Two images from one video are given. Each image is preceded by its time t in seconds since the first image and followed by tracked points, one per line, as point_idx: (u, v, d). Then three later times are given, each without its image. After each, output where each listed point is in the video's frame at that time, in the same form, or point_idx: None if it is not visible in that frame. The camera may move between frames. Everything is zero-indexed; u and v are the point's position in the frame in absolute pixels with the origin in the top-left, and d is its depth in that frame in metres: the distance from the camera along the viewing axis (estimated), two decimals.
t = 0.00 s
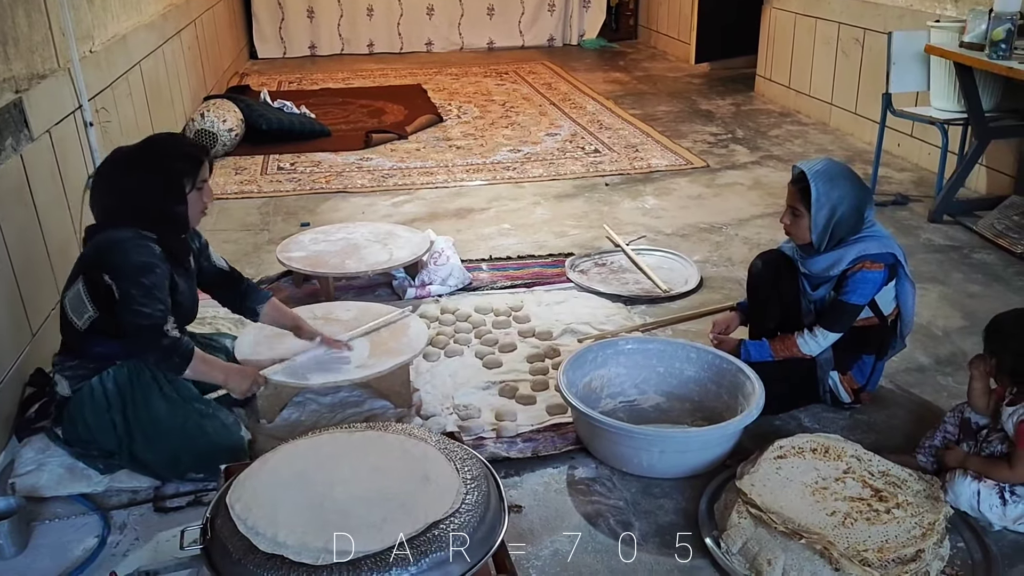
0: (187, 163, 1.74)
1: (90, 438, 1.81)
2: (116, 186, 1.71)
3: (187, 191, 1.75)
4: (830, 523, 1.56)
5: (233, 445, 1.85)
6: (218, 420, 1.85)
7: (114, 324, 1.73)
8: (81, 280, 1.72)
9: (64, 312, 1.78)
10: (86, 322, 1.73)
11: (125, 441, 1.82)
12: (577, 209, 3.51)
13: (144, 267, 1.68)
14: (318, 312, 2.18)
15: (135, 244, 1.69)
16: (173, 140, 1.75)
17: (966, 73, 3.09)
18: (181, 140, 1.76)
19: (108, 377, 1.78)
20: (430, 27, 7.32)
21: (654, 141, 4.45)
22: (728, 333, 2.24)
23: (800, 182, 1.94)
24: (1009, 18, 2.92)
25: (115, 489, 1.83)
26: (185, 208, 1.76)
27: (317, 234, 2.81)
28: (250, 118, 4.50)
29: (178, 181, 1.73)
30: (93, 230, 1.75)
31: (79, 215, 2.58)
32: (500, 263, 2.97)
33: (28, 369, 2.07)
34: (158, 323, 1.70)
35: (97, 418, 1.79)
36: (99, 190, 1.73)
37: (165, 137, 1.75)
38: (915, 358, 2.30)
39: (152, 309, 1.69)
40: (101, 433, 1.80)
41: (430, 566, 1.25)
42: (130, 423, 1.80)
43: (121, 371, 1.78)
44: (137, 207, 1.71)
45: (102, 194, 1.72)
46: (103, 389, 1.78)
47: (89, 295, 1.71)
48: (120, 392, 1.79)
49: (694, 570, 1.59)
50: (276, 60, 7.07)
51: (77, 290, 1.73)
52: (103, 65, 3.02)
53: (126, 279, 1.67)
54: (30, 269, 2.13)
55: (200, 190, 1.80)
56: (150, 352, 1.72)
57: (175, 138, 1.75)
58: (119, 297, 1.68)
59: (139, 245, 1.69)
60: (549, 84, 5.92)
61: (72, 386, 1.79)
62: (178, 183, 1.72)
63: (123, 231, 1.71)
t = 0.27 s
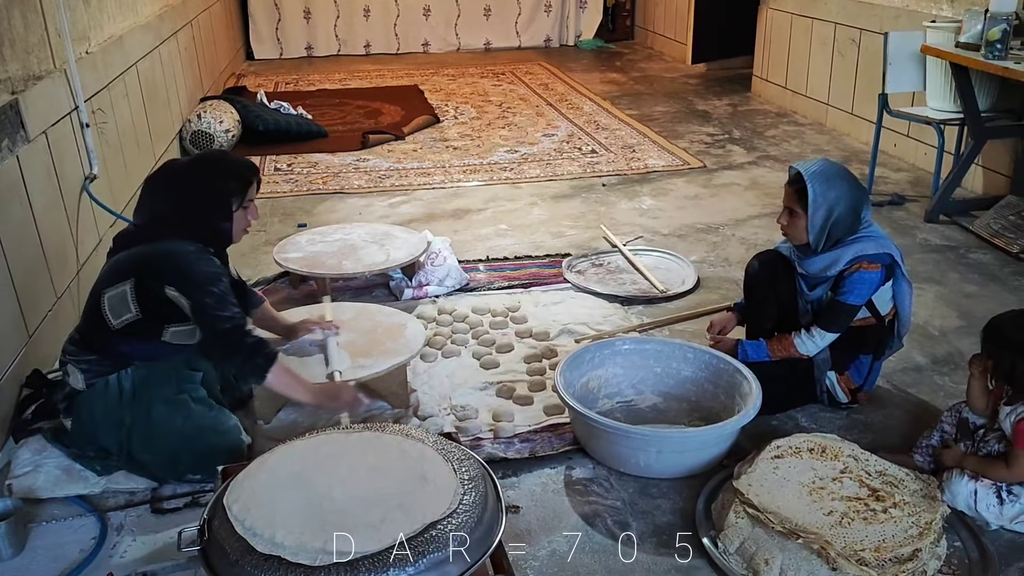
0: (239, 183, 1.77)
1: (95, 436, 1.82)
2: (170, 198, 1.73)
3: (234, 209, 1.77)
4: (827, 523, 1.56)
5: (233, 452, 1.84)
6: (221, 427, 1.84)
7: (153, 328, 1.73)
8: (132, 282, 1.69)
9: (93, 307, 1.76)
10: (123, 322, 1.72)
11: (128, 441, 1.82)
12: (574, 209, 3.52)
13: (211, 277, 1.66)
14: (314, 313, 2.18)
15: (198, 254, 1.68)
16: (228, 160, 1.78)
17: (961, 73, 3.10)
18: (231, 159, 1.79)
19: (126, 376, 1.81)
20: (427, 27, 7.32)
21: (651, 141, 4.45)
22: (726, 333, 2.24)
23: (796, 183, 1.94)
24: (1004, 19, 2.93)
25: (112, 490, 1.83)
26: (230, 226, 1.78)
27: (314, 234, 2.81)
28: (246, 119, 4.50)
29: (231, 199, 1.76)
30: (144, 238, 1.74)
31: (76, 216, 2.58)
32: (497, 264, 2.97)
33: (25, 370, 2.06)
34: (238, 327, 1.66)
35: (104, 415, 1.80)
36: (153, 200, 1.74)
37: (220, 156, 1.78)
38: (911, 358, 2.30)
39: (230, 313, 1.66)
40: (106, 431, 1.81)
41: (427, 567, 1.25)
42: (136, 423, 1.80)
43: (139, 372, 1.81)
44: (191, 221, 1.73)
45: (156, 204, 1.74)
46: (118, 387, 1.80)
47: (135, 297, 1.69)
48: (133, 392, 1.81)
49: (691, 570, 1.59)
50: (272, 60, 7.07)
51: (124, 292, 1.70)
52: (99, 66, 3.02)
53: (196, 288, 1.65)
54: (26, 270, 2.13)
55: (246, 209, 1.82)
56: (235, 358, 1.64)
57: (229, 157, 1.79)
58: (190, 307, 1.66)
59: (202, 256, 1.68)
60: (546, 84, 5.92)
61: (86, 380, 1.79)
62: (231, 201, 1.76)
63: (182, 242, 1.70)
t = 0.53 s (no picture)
0: (251, 188, 1.81)
1: (98, 438, 1.81)
2: (186, 201, 1.75)
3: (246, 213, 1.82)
4: (825, 524, 1.56)
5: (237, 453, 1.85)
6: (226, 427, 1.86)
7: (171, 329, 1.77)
8: (151, 286, 1.71)
9: (101, 308, 1.74)
10: (138, 324, 1.74)
11: (132, 443, 1.82)
12: (572, 211, 3.52)
13: (237, 277, 1.73)
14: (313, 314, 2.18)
15: (221, 257, 1.74)
16: (239, 163, 1.81)
17: (958, 74, 3.10)
18: (241, 163, 1.82)
19: (132, 378, 1.81)
20: (425, 29, 7.32)
21: (648, 143, 4.46)
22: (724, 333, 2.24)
23: (793, 186, 1.95)
24: (1001, 20, 2.94)
25: (110, 493, 1.82)
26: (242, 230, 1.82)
27: (312, 236, 2.81)
28: (244, 121, 4.50)
29: (243, 204, 1.80)
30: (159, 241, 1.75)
31: (74, 218, 2.57)
32: (495, 266, 2.97)
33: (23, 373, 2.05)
34: (275, 314, 1.77)
35: (109, 417, 1.80)
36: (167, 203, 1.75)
37: (231, 160, 1.81)
38: (909, 359, 2.31)
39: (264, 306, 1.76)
40: (110, 432, 1.81)
41: (426, 569, 1.25)
42: (142, 424, 1.81)
43: (145, 374, 1.82)
44: (206, 224, 1.76)
45: (172, 207, 1.75)
46: (124, 389, 1.81)
47: (154, 300, 1.72)
48: (140, 393, 1.82)
49: (690, 571, 1.59)
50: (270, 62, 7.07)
51: (142, 295, 1.71)
52: (97, 68, 3.02)
53: (227, 286, 1.72)
54: (24, 272, 2.13)
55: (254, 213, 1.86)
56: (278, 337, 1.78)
57: (240, 162, 1.82)
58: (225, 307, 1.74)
59: (226, 259, 1.74)
60: (543, 86, 5.93)
61: (92, 381, 1.79)
62: (244, 205, 1.80)
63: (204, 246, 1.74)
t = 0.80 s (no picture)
0: (211, 177, 1.79)
1: (94, 442, 1.79)
2: (140, 194, 1.75)
3: (204, 204, 1.79)
4: (824, 525, 1.56)
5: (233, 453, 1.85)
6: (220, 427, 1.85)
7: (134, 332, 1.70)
8: (106, 288, 1.67)
9: (75, 316, 1.73)
10: (104, 329, 1.70)
11: (128, 446, 1.80)
12: (570, 212, 3.52)
13: (176, 272, 1.68)
14: (311, 315, 2.18)
15: (166, 249, 1.70)
16: (198, 154, 1.80)
17: (956, 75, 3.11)
18: (202, 154, 1.80)
19: (117, 383, 1.77)
20: (423, 30, 7.32)
21: (647, 144, 4.46)
22: (721, 334, 2.24)
23: (790, 188, 1.95)
24: (999, 21, 2.94)
25: (109, 495, 1.82)
26: (201, 221, 1.80)
27: (310, 237, 2.81)
28: (242, 122, 4.50)
29: (201, 193, 1.78)
30: (115, 236, 1.75)
31: (71, 219, 2.57)
32: (493, 267, 2.97)
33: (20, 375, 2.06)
34: (188, 325, 1.69)
35: (102, 422, 1.78)
36: (122, 196, 1.75)
37: (193, 151, 1.80)
38: (908, 360, 2.31)
39: (183, 311, 1.68)
40: (104, 437, 1.79)
41: (426, 570, 1.25)
42: (137, 427, 1.79)
43: (129, 378, 1.77)
44: (160, 216, 1.75)
45: (127, 200, 1.75)
46: (111, 394, 1.77)
47: (112, 302, 1.67)
48: (128, 397, 1.78)
49: (689, 572, 1.59)
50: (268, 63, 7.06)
51: (100, 298, 1.67)
52: (95, 69, 3.02)
53: (156, 284, 1.66)
54: (21, 274, 2.12)
55: (217, 204, 1.84)
56: (178, 356, 1.70)
57: (202, 152, 1.81)
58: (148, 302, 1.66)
59: (170, 252, 1.70)
60: (542, 87, 5.93)
61: (78, 390, 1.78)
62: (201, 195, 1.78)
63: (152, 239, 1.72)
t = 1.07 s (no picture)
0: (159, 168, 1.73)
1: (81, 446, 1.81)
2: (86, 191, 1.71)
3: (157, 196, 1.75)
4: (823, 525, 1.56)
5: (223, 451, 1.83)
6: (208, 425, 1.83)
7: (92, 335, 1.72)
8: (61, 294, 1.70)
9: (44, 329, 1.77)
10: (68, 335, 1.72)
11: (120, 448, 1.81)
12: (569, 213, 3.52)
13: (117, 273, 1.66)
14: (310, 316, 2.18)
15: (110, 249, 1.68)
16: (145, 144, 1.74)
17: (955, 75, 3.11)
18: (152, 143, 1.75)
19: (99, 386, 1.79)
20: (422, 31, 7.32)
21: (645, 145, 4.46)
22: (719, 335, 2.24)
23: (788, 189, 1.95)
24: (997, 22, 2.94)
25: (107, 496, 1.82)
26: (156, 215, 1.76)
27: (309, 238, 2.81)
28: (240, 123, 4.50)
29: (150, 186, 1.73)
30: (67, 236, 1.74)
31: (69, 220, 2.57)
32: (492, 267, 2.97)
33: (19, 376, 2.06)
34: (126, 329, 1.66)
35: (88, 425, 1.79)
36: (70, 193, 1.72)
37: (141, 141, 1.74)
38: (907, 360, 2.31)
39: (121, 315, 1.66)
40: (92, 440, 1.80)
41: (425, 571, 1.25)
42: (122, 430, 1.80)
43: (110, 380, 1.79)
44: (105, 213, 1.71)
45: (73, 198, 1.72)
46: (93, 398, 1.79)
47: (67, 307, 1.70)
48: (111, 400, 1.80)
49: (688, 572, 1.59)
50: (267, 64, 7.06)
51: (58, 304, 1.71)
52: (93, 70, 3.02)
53: (96, 286, 1.65)
54: (20, 275, 2.12)
55: (172, 195, 1.79)
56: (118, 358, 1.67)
57: (149, 143, 1.75)
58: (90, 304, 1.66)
59: (114, 251, 1.69)
60: (540, 88, 5.93)
61: (61, 397, 1.78)
62: (150, 188, 1.72)
63: (98, 238, 1.70)
